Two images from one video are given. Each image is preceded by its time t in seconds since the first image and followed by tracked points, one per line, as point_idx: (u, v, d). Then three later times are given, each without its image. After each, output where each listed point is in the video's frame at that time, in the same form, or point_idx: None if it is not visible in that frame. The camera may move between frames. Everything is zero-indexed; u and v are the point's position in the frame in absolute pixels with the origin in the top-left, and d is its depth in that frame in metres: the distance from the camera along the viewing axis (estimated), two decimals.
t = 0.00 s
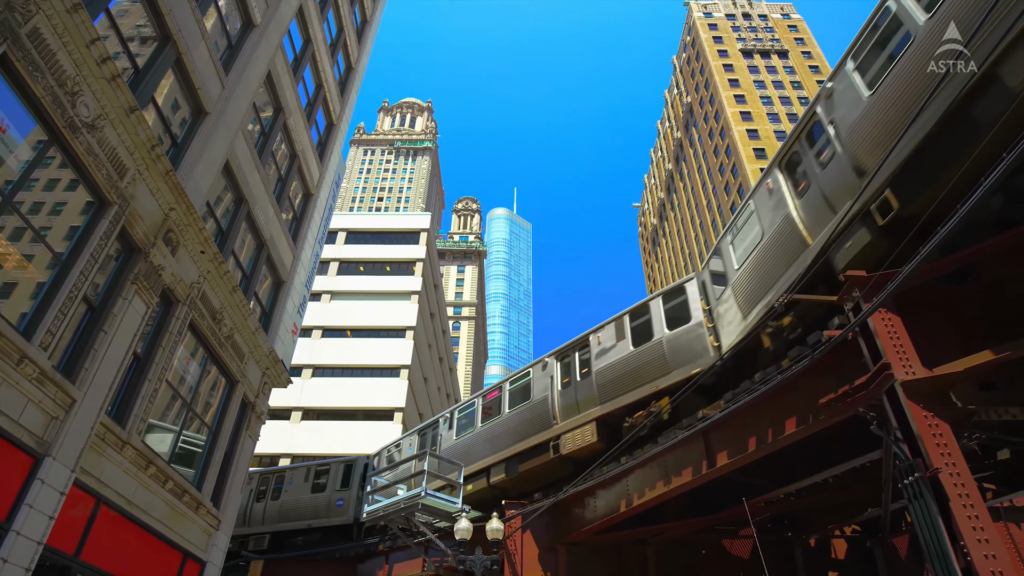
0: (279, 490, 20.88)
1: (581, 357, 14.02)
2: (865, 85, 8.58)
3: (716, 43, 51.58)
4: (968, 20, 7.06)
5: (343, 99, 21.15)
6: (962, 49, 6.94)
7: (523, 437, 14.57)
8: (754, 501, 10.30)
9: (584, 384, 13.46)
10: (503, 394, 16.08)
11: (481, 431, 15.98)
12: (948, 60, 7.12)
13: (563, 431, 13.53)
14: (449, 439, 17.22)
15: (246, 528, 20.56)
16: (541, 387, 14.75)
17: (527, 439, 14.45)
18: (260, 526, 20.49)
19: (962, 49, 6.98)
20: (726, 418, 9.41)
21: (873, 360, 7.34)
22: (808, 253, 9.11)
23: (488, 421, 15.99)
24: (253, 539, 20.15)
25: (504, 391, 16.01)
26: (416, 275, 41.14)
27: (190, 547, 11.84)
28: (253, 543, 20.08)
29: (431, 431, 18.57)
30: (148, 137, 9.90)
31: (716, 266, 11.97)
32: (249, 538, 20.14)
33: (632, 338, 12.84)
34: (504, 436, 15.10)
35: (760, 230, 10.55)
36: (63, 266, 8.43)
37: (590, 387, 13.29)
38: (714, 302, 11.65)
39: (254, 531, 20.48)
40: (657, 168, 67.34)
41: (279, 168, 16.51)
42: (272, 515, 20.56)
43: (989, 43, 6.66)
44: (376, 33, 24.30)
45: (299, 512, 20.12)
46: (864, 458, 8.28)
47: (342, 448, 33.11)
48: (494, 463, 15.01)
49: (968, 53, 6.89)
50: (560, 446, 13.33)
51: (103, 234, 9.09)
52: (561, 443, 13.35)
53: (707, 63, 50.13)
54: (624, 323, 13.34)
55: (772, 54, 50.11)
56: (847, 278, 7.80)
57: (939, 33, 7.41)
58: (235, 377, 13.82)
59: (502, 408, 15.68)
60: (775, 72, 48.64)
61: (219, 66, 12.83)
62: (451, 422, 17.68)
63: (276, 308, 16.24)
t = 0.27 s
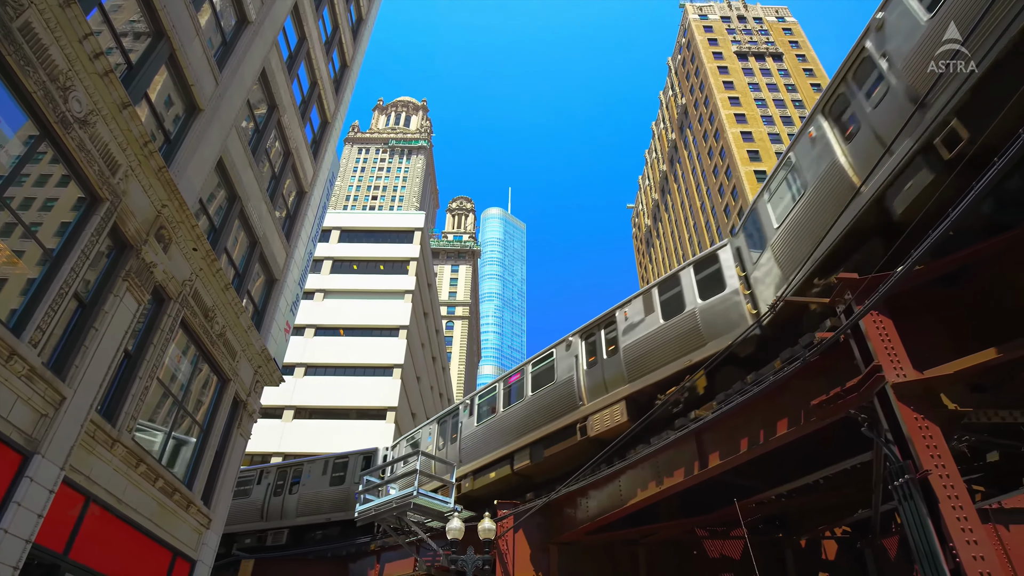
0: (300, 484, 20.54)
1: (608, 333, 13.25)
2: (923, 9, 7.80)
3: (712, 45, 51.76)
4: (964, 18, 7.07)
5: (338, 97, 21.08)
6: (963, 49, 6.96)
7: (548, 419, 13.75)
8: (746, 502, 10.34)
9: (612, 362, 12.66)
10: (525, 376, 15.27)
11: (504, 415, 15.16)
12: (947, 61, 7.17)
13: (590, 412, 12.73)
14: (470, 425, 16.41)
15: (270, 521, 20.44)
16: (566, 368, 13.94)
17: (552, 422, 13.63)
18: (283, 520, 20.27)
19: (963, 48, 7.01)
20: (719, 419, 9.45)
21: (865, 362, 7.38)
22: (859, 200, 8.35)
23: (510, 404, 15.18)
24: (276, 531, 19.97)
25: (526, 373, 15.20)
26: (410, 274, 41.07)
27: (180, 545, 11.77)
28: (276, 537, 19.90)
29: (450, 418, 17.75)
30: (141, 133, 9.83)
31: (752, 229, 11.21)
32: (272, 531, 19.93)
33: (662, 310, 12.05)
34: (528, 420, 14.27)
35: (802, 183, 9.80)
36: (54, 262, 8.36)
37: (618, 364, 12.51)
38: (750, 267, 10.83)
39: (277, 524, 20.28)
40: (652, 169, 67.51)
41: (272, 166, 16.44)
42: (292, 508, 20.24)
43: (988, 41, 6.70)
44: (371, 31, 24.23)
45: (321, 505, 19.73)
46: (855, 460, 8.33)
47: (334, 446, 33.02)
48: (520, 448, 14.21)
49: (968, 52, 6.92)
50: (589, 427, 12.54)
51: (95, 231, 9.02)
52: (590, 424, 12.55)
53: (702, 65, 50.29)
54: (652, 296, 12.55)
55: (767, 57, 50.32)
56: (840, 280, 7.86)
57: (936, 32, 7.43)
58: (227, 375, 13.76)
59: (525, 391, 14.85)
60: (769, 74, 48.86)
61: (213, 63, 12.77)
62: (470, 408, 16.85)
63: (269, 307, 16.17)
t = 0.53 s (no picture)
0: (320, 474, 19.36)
1: (642, 303, 12.17)
2: None
3: (706, 48, 51.94)
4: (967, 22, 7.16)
5: (332, 95, 21.00)
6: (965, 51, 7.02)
7: (579, 396, 12.69)
8: (737, 503, 10.38)
9: (648, 331, 11.60)
10: (553, 354, 14.01)
11: (530, 396, 13.96)
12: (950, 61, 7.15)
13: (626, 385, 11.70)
14: (495, 408, 15.09)
15: (291, 515, 19.26)
16: (597, 341, 12.87)
17: (584, 400, 12.56)
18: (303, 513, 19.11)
19: (961, 48, 7.11)
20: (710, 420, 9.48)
21: (855, 364, 7.43)
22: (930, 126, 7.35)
23: (537, 384, 13.92)
24: (298, 526, 18.82)
25: (554, 350, 13.93)
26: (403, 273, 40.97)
27: (169, 544, 11.70)
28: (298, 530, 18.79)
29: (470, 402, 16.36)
30: (133, 129, 9.74)
31: (801, 181, 10.24)
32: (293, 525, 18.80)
33: (702, 273, 11.00)
34: (557, 399, 13.16)
35: (859, 116, 8.71)
36: (44, 258, 8.29)
37: (655, 334, 11.44)
38: (801, 219, 10.01)
39: (299, 517, 19.12)
40: (646, 170, 67.64)
41: (266, 163, 16.37)
42: (314, 502, 18.96)
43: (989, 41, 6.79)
44: (366, 29, 24.15)
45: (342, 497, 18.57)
46: (845, 462, 8.37)
47: (325, 445, 32.91)
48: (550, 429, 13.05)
49: (969, 54, 7.02)
50: (624, 403, 11.50)
51: (86, 227, 8.94)
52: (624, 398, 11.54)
53: (697, 67, 50.45)
54: (690, 259, 11.52)
55: (761, 60, 50.52)
56: (831, 282, 7.93)
57: (937, 35, 7.51)
58: (218, 374, 13.69)
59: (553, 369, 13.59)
60: (763, 77, 49.09)
61: (207, 59, 12.69)
62: (493, 389, 15.51)
63: (261, 305, 16.09)
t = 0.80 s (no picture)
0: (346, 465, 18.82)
1: (681, 266, 11.25)
2: None
3: (701, 50, 52.11)
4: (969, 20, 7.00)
5: (327, 93, 20.94)
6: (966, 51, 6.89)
7: (615, 370, 11.85)
8: (728, 504, 10.42)
9: (689, 295, 10.68)
10: (585, 327, 13.22)
11: (560, 373, 13.23)
12: (953, 62, 7.06)
13: (666, 354, 10.80)
14: (525, 386, 14.42)
15: (313, 506, 18.72)
16: (632, 310, 11.97)
17: (619, 373, 11.80)
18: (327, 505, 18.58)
19: (960, 48, 7.03)
20: (702, 421, 9.52)
21: (847, 366, 7.47)
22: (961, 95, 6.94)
23: (569, 359, 13.18)
24: (321, 518, 18.37)
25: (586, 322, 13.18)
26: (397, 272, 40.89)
27: (159, 543, 11.63)
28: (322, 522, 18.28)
29: (500, 383, 15.69)
30: (125, 125, 9.68)
31: (854, 115, 9.19)
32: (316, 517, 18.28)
33: (748, 228, 10.06)
34: (590, 375, 12.40)
35: (925, 37, 7.68)
36: (34, 254, 8.22)
37: (697, 297, 10.52)
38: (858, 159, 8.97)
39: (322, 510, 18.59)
40: (640, 171, 67.80)
41: (259, 160, 16.29)
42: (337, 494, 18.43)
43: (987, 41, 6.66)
44: (361, 27, 24.09)
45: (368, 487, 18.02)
46: (835, 463, 8.43)
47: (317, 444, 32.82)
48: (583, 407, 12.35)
49: (969, 53, 6.90)
50: (664, 373, 10.60)
51: (77, 223, 8.87)
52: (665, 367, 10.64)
53: (692, 69, 50.61)
54: (734, 214, 10.57)
55: (756, 62, 50.75)
56: (824, 285, 7.96)
57: (939, 35, 7.39)
58: (210, 371, 13.62)
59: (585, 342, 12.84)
60: (757, 80, 49.30)
61: (201, 56, 12.62)
62: (523, 368, 14.85)
63: (254, 303, 16.02)
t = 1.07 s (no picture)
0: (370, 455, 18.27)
1: (718, 227, 10.39)
2: None
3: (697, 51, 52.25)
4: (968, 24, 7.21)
5: (322, 91, 20.88)
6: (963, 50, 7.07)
7: (648, 343, 10.93)
8: (720, 505, 10.45)
9: (728, 257, 9.79)
10: (615, 300, 12.34)
11: (588, 349, 12.38)
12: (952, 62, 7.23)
13: (705, 321, 9.83)
14: (553, 366, 13.59)
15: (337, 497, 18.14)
16: (665, 277, 11.07)
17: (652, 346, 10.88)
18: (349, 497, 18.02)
19: (960, 48, 7.17)
20: (695, 421, 9.54)
21: (839, 368, 7.51)
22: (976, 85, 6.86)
23: (598, 335, 12.33)
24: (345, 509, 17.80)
25: (616, 293, 12.35)
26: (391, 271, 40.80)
27: (149, 541, 11.56)
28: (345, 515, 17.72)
29: (528, 363, 14.91)
30: (118, 121, 9.61)
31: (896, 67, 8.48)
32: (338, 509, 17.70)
33: (794, 180, 9.19)
34: (620, 349, 11.54)
35: None
36: (25, 251, 8.15)
37: (737, 257, 9.62)
38: (910, 99, 8.14)
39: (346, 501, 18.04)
40: (635, 172, 67.91)
41: (253, 158, 16.22)
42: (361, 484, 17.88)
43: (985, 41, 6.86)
44: (357, 25, 24.03)
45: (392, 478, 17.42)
46: (827, 464, 8.46)
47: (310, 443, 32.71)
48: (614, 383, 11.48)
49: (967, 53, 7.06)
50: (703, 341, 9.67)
51: (68, 219, 8.80)
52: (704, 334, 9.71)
53: (687, 71, 50.73)
54: (777, 166, 9.72)
55: (751, 65, 50.94)
56: (817, 287, 7.99)
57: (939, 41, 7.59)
58: (202, 370, 13.55)
59: (616, 316, 11.95)
60: (752, 82, 49.49)
61: (195, 52, 12.56)
62: (550, 346, 14.08)
63: (247, 301, 15.95)
